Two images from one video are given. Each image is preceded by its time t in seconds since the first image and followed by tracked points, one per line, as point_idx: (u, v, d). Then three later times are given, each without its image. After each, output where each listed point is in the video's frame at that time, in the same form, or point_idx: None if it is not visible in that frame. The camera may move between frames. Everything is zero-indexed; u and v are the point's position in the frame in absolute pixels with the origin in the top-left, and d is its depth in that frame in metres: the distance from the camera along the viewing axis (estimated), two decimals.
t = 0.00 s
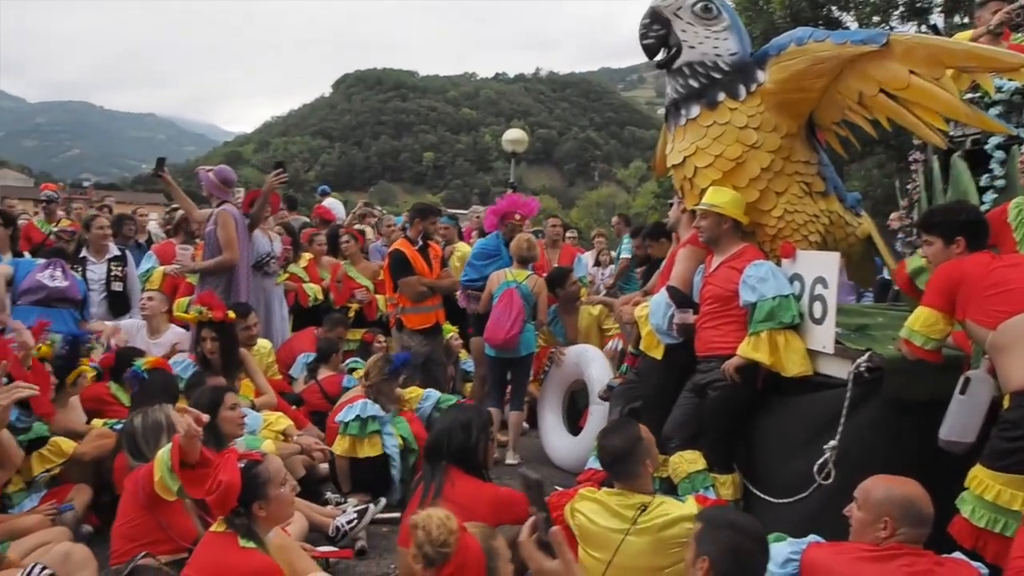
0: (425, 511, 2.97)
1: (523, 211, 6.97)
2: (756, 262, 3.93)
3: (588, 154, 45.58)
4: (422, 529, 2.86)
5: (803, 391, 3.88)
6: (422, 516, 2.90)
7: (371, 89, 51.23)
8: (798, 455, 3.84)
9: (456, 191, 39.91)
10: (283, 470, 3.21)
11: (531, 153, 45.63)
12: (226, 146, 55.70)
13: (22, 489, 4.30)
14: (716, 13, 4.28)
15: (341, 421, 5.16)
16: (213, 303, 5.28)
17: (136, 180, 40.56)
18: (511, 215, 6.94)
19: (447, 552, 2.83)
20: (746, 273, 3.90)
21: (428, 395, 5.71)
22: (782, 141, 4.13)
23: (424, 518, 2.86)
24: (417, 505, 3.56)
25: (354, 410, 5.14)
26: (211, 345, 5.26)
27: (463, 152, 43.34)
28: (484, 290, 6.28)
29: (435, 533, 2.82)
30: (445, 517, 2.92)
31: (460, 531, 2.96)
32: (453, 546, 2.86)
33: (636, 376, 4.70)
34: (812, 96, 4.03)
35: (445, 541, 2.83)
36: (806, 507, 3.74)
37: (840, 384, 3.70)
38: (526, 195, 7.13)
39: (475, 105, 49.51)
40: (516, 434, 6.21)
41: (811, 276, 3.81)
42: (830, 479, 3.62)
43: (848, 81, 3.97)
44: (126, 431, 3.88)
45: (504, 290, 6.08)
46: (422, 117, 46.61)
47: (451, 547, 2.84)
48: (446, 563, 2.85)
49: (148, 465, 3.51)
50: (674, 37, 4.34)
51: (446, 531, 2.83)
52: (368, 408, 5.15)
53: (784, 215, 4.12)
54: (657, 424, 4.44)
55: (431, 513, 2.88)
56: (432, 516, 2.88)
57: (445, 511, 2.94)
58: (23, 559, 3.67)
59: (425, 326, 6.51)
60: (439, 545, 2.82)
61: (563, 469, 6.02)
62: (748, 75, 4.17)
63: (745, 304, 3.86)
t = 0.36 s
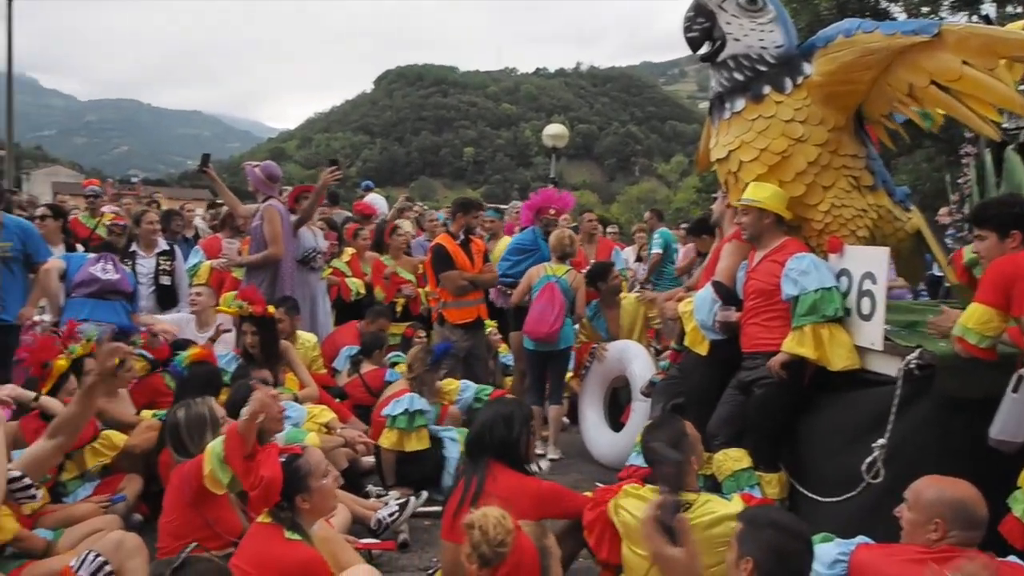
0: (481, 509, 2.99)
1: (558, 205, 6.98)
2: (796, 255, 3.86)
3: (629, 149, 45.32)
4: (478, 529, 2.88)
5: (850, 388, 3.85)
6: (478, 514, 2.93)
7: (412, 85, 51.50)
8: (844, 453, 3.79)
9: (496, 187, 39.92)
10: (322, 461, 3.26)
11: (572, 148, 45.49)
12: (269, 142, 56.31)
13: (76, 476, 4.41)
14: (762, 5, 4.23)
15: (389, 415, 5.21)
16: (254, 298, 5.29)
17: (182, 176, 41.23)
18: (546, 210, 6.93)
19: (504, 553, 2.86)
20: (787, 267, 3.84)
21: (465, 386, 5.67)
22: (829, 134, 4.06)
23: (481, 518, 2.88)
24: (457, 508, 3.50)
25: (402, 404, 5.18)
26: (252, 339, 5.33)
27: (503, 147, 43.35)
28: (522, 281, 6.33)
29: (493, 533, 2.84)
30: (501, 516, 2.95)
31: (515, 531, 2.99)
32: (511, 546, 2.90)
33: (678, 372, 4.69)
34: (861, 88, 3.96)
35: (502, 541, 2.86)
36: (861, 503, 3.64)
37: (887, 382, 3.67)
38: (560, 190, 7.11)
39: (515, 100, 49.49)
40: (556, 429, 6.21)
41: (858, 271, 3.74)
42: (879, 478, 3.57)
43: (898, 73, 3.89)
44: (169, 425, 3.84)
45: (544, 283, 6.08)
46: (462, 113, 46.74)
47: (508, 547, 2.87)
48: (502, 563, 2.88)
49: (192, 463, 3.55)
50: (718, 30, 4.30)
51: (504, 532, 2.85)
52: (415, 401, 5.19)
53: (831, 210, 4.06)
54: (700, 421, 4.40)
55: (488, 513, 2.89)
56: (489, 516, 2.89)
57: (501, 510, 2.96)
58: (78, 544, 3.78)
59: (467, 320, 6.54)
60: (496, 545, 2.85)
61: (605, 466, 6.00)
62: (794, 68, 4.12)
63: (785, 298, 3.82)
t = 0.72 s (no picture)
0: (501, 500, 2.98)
1: (594, 201, 6.95)
2: (839, 251, 3.83)
3: (669, 144, 44.99)
4: (497, 519, 2.88)
5: (896, 388, 3.78)
6: (497, 505, 2.92)
7: (452, 82, 51.65)
8: (888, 454, 3.70)
9: (535, 183, 39.86)
10: (364, 456, 3.27)
11: (611, 144, 45.28)
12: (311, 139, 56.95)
13: (123, 467, 4.54)
14: None
15: (435, 407, 5.23)
16: (299, 291, 5.49)
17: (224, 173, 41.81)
18: (585, 205, 6.92)
19: (524, 540, 2.86)
20: (830, 264, 3.81)
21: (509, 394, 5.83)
22: (875, 128, 4.00)
23: (498, 507, 2.88)
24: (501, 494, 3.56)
25: (449, 397, 5.21)
26: (296, 332, 5.36)
27: (542, 143, 43.27)
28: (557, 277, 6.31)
29: (511, 522, 2.84)
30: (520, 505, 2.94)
31: (534, 520, 2.97)
32: (529, 533, 2.89)
33: (719, 369, 4.67)
34: (907, 82, 3.90)
35: (521, 529, 2.86)
36: (904, 505, 3.54)
37: (935, 380, 3.58)
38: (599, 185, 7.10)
39: (555, 97, 49.43)
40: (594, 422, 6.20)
41: (904, 268, 3.69)
42: (925, 478, 3.48)
43: (947, 66, 3.81)
44: (200, 431, 3.64)
45: (578, 279, 6.07)
46: (502, 109, 46.78)
47: (528, 535, 2.87)
48: (523, 551, 2.88)
49: (227, 472, 3.49)
50: (762, 23, 4.24)
51: (522, 520, 2.85)
52: (462, 396, 5.22)
53: (877, 205, 4.00)
54: (742, 420, 4.37)
55: (505, 502, 2.88)
56: (507, 506, 2.89)
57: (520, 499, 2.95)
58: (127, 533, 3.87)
59: (508, 316, 6.56)
60: (516, 534, 2.85)
61: (645, 462, 5.98)
62: (840, 61, 4.06)
63: (829, 295, 3.79)
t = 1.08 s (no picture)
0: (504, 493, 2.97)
1: (629, 199, 6.88)
2: (871, 248, 3.77)
3: (698, 140, 44.68)
4: (500, 511, 2.88)
5: (927, 385, 3.72)
6: (498, 498, 2.92)
7: (480, 78, 51.70)
8: (921, 452, 3.69)
9: (563, 178, 39.74)
10: (393, 451, 3.27)
11: (639, 139, 45.10)
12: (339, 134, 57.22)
13: (155, 458, 4.58)
14: None
15: (470, 399, 5.24)
16: (330, 286, 5.45)
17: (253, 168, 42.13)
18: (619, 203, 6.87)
19: (527, 529, 2.84)
20: (860, 260, 3.76)
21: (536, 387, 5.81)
22: (910, 123, 3.94)
23: (501, 500, 2.86)
24: (527, 491, 3.57)
25: (484, 390, 5.21)
26: (329, 327, 5.47)
27: (570, 139, 43.15)
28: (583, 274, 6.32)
29: (511, 512, 2.83)
30: (522, 496, 2.93)
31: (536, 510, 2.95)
32: (531, 522, 2.87)
33: (750, 366, 4.65)
34: (943, 76, 3.83)
35: (522, 518, 2.85)
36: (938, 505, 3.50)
37: (971, 379, 3.51)
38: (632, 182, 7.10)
39: (583, 92, 49.37)
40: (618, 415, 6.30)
41: (938, 265, 3.63)
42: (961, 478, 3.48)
43: (983, 59, 3.77)
44: (227, 440, 3.64)
45: (607, 275, 6.08)
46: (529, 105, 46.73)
47: (530, 523, 2.85)
48: (526, 541, 2.86)
49: (251, 481, 3.52)
50: (795, 17, 4.20)
51: (522, 509, 2.83)
52: (497, 389, 5.21)
53: (911, 201, 3.94)
54: (772, 417, 4.35)
55: (505, 493, 2.88)
56: (507, 497, 2.88)
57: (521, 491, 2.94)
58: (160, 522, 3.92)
59: (537, 312, 6.57)
60: (517, 523, 2.83)
61: (673, 460, 5.96)
62: (874, 55, 4.01)
63: (859, 291, 3.74)
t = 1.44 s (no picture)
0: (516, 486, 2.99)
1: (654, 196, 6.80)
2: (887, 241, 3.74)
3: (713, 133, 44.46)
4: (512, 503, 2.89)
5: (946, 381, 3.68)
6: (511, 490, 2.94)
7: (493, 71, 51.66)
8: (938, 449, 3.63)
9: (577, 171, 39.61)
10: (405, 442, 3.26)
11: (654, 132, 44.94)
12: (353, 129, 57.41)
13: (172, 447, 4.63)
14: None
15: (489, 390, 5.23)
16: (348, 277, 5.51)
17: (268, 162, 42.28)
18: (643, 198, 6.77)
19: (539, 521, 2.85)
20: (876, 253, 3.73)
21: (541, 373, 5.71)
22: (930, 115, 3.90)
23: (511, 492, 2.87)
24: (537, 484, 3.55)
25: (504, 379, 5.20)
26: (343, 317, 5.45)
27: (584, 132, 43.02)
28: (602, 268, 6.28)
29: (523, 504, 2.83)
30: (534, 487, 2.92)
31: (548, 501, 2.94)
32: (544, 514, 2.87)
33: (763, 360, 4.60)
34: (966, 67, 3.77)
35: (535, 509, 2.84)
36: (950, 503, 3.49)
37: (992, 375, 3.45)
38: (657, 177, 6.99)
39: (596, 85, 49.26)
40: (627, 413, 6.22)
41: (959, 259, 3.59)
42: (977, 476, 3.40)
43: (1007, 50, 3.71)
44: (247, 427, 3.63)
45: (629, 272, 6.06)
46: (543, 98, 46.68)
47: (542, 515, 2.85)
48: (539, 532, 2.86)
49: (270, 468, 3.48)
50: (813, 7, 4.15)
51: (534, 501, 2.83)
52: (517, 377, 5.22)
53: (931, 193, 3.89)
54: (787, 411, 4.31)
55: (517, 485, 2.89)
56: (519, 489, 2.89)
57: (533, 482, 2.95)
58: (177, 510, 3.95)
59: (550, 305, 6.55)
60: (529, 515, 2.83)
61: (686, 454, 5.92)
62: (894, 46, 3.96)
63: (875, 286, 3.70)
